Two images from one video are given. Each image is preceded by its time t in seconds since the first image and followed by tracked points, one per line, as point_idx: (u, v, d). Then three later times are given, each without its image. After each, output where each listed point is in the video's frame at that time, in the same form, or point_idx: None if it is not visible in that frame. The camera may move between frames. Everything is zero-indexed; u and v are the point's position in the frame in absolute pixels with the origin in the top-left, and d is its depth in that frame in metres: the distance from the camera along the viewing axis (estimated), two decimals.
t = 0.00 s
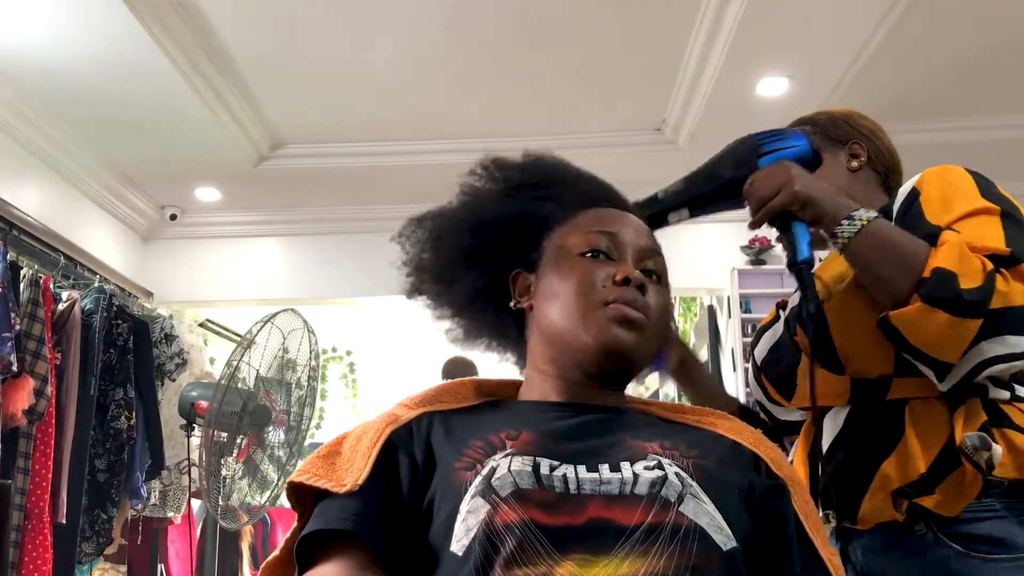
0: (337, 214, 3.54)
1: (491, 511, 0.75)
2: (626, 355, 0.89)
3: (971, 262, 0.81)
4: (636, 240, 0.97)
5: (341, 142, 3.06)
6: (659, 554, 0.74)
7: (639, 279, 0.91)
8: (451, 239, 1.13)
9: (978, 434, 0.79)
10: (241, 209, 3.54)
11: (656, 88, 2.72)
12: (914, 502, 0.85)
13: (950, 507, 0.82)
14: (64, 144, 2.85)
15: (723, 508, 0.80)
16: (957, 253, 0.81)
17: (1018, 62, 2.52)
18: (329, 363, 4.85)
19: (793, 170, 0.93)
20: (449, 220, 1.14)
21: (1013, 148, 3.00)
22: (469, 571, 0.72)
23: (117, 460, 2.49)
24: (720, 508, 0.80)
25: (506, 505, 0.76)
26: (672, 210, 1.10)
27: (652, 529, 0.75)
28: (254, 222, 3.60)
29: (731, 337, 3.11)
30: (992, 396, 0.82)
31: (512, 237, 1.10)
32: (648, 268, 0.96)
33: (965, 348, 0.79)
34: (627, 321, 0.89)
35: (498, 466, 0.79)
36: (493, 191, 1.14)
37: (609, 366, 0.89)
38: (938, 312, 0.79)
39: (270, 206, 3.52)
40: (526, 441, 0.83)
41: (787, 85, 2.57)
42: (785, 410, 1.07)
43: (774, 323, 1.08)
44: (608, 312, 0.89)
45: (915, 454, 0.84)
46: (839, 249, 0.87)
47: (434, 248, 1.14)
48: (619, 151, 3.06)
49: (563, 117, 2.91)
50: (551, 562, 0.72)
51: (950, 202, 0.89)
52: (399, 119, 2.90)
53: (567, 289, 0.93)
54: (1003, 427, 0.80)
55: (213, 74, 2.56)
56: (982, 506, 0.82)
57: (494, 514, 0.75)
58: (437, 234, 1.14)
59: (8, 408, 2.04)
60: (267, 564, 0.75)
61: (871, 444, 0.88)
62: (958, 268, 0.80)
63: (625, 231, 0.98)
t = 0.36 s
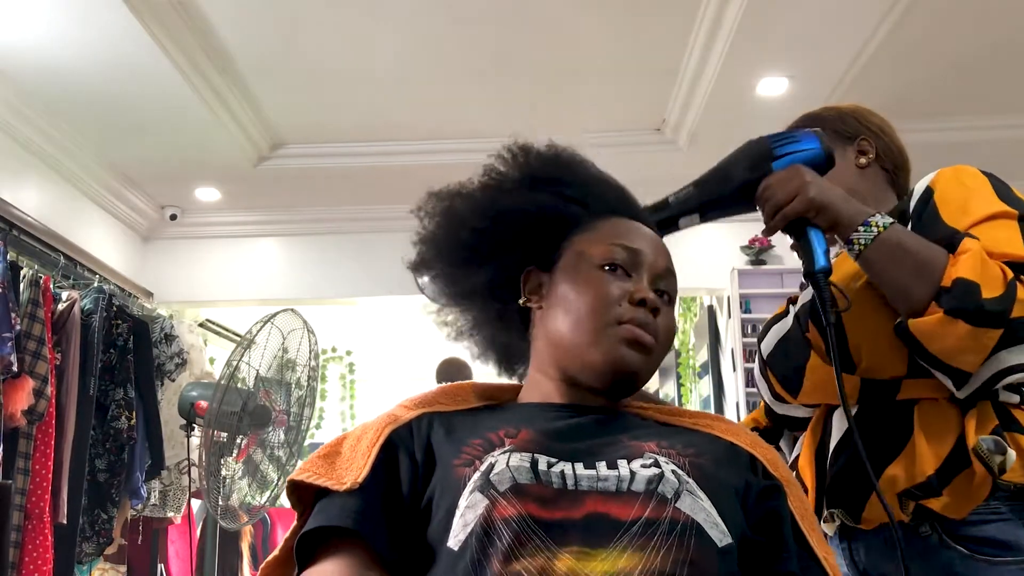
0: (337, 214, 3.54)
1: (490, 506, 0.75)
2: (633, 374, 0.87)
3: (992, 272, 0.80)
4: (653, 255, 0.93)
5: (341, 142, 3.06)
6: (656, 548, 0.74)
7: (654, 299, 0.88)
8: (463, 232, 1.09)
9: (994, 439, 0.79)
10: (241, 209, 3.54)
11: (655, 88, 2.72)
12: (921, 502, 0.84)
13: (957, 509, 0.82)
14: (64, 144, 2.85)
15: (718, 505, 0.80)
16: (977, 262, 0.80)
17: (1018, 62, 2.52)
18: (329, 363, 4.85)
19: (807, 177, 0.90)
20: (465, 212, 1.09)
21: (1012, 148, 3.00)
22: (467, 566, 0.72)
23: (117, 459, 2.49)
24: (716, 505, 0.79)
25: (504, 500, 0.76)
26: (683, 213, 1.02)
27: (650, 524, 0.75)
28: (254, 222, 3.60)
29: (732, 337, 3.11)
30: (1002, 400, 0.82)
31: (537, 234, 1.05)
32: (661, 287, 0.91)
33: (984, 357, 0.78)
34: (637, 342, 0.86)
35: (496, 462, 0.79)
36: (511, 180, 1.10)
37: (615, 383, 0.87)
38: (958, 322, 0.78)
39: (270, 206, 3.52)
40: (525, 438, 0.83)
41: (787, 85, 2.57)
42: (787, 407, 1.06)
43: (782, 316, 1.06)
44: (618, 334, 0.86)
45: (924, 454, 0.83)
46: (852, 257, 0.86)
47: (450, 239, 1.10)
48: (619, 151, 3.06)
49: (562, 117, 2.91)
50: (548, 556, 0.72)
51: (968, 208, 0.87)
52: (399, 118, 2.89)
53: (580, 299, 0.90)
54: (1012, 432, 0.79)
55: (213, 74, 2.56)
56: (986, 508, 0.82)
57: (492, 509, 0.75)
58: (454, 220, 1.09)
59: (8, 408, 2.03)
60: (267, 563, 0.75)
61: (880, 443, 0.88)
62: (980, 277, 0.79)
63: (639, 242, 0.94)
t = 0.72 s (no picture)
0: (337, 215, 3.55)
1: (491, 517, 0.76)
2: (631, 387, 0.81)
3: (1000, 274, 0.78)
4: (651, 250, 0.84)
5: (341, 142, 3.06)
6: (659, 559, 0.74)
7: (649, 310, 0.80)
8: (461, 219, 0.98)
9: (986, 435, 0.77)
10: (241, 209, 3.54)
11: (655, 88, 2.72)
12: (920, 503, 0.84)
13: (957, 508, 0.82)
14: (64, 144, 2.85)
15: (720, 510, 0.80)
16: (991, 263, 0.77)
17: (1018, 62, 2.52)
18: (328, 363, 4.85)
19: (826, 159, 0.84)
20: (461, 196, 0.98)
21: (1012, 148, 3.01)
22: None
23: (117, 459, 2.49)
24: (719, 513, 0.79)
25: (505, 510, 0.76)
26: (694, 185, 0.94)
27: (653, 534, 0.75)
28: (253, 222, 3.60)
29: (732, 337, 3.11)
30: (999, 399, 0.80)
31: (541, 225, 0.92)
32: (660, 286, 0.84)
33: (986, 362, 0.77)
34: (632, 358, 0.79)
35: (497, 472, 0.79)
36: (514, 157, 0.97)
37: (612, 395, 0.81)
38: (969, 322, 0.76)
39: (271, 206, 3.52)
40: (525, 445, 0.83)
41: (787, 85, 2.57)
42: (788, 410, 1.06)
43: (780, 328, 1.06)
44: (610, 352, 0.79)
45: (921, 456, 0.83)
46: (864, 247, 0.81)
47: (444, 225, 0.99)
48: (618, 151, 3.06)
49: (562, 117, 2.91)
50: (551, 569, 0.72)
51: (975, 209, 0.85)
52: (399, 118, 2.90)
53: (569, 306, 0.82)
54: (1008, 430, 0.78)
55: (213, 74, 2.56)
56: (987, 506, 0.81)
57: (493, 520, 0.75)
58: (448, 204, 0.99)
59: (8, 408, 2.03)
60: (266, 568, 0.75)
61: (876, 444, 0.88)
62: (991, 276, 0.76)
63: (636, 233, 0.86)
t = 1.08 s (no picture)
0: (337, 215, 3.55)
1: (493, 512, 0.76)
2: (638, 391, 0.81)
3: None
4: (658, 256, 0.86)
5: (341, 142, 3.06)
6: (659, 555, 0.74)
7: (659, 314, 0.81)
8: (468, 224, 0.99)
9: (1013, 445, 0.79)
10: (241, 209, 3.54)
11: (655, 88, 2.73)
12: (929, 502, 0.82)
13: (965, 510, 0.81)
14: (65, 144, 2.86)
15: (719, 508, 0.80)
16: None
17: (1017, 62, 2.53)
18: (328, 363, 4.85)
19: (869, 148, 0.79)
20: (465, 200, 1.00)
21: (1010, 148, 3.01)
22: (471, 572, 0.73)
23: (117, 459, 2.50)
24: (719, 511, 0.80)
25: (506, 506, 0.77)
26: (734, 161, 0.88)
27: (653, 532, 0.76)
28: (253, 222, 3.60)
29: (731, 337, 3.12)
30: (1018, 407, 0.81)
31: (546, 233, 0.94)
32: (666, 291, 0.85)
33: None
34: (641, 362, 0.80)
35: (499, 468, 0.80)
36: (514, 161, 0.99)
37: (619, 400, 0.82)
38: (1012, 324, 0.73)
39: (270, 206, 3.53)
40: (527, 444, 0.83)
41: (787, 85, 2.57)
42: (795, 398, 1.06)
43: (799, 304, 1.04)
44: (621, 354, 0.80)
45: (937, 452, 0.82)
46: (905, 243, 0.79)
47: (447, 232, 1.00)
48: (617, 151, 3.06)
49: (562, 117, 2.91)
50: (551, 564, 0.73)
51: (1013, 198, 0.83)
52: (399, 118, 2.90)
53: (579, 309, 0.83)
54: None
55: (213, 74, 2.56)
56: (991, 510, 0.80)
57: (494, 515, 0.76)
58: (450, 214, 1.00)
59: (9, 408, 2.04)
60: (267, 566, 0.76)
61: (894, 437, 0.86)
62: None
63: (643, 240, 0.87)
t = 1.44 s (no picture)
0: (339, 215, 3.54)
1: (482, 506, 0.77)
2: (609, 360, 0.95)
3: (946, 271, 0.85)
4: (607, 254, 1.02)
5: (342, 143, 3.06)
6: (649, 544, 0.75)
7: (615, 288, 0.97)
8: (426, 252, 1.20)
9: (1003, 443, 0.85)
10: (242, 209, 3.54)
11: (655, 88, 2.73)
12: (926, 501, 0.88)
13: (961, 509, 0.86)
14: (65, 144, 2.86)
15: (704, 494, 0.81)
16: (929, 269, 0.86)
17: (1017, 62, 2.53)
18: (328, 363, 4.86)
19: (758, 197, 1.04)
20: (418, 235, 1.22)
21: (1009, 148, 3.01)
22: (463, 567, 0.73)
23: (117, 459, 2.50)
24: (706, 500, 0.81)
25: (495, 501, 0.77)
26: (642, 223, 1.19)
27: (641, 521, 0.76)
28: (253, 222, 3.60)
29: (731, 336, 3.13)
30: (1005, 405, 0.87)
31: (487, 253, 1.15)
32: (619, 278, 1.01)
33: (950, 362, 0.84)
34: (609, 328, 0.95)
35: (487, 464, 0.80)
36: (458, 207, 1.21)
37: (591, 372, 0.95)
38: (916, 332, 0.84)
39: (270, 206, 3.52)
40: (514, 439, 0.84)
41: (787, 85, 2.57)
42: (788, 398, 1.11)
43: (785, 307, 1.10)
44: (590, 320, 0.95)
45: (930, 453, 0.88)
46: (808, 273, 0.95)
47: (403, 264, 1.22)
48: (617, 151, 3.07)
49: (563, 118, 2.92)
50: (542, 555, 0.73)
51: (954, 198, 0.94)
52: (398, 119, 2.91)
53: (548, 297, 0.98)
54: (1016, 436, 0.85)
55: (214, 74, 2.56)
56: (987, 510, 0.86)
57: (483, 509, 0.76)
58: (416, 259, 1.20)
59: (9, 408, 2.04)
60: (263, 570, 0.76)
61: (886, 439, 0.93)
62: (928, 283, 0.85)
63: (595, 242, 1.04)
